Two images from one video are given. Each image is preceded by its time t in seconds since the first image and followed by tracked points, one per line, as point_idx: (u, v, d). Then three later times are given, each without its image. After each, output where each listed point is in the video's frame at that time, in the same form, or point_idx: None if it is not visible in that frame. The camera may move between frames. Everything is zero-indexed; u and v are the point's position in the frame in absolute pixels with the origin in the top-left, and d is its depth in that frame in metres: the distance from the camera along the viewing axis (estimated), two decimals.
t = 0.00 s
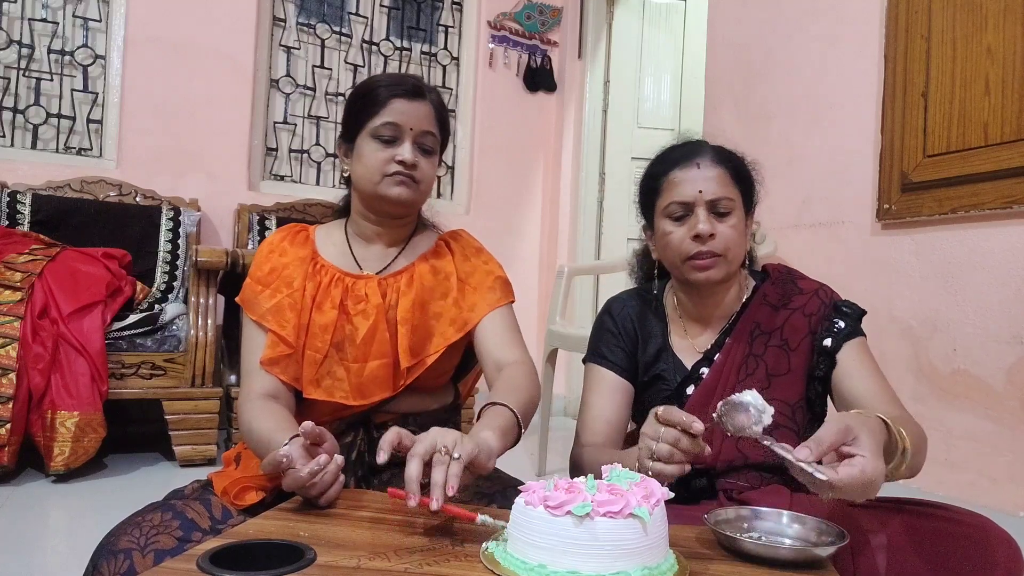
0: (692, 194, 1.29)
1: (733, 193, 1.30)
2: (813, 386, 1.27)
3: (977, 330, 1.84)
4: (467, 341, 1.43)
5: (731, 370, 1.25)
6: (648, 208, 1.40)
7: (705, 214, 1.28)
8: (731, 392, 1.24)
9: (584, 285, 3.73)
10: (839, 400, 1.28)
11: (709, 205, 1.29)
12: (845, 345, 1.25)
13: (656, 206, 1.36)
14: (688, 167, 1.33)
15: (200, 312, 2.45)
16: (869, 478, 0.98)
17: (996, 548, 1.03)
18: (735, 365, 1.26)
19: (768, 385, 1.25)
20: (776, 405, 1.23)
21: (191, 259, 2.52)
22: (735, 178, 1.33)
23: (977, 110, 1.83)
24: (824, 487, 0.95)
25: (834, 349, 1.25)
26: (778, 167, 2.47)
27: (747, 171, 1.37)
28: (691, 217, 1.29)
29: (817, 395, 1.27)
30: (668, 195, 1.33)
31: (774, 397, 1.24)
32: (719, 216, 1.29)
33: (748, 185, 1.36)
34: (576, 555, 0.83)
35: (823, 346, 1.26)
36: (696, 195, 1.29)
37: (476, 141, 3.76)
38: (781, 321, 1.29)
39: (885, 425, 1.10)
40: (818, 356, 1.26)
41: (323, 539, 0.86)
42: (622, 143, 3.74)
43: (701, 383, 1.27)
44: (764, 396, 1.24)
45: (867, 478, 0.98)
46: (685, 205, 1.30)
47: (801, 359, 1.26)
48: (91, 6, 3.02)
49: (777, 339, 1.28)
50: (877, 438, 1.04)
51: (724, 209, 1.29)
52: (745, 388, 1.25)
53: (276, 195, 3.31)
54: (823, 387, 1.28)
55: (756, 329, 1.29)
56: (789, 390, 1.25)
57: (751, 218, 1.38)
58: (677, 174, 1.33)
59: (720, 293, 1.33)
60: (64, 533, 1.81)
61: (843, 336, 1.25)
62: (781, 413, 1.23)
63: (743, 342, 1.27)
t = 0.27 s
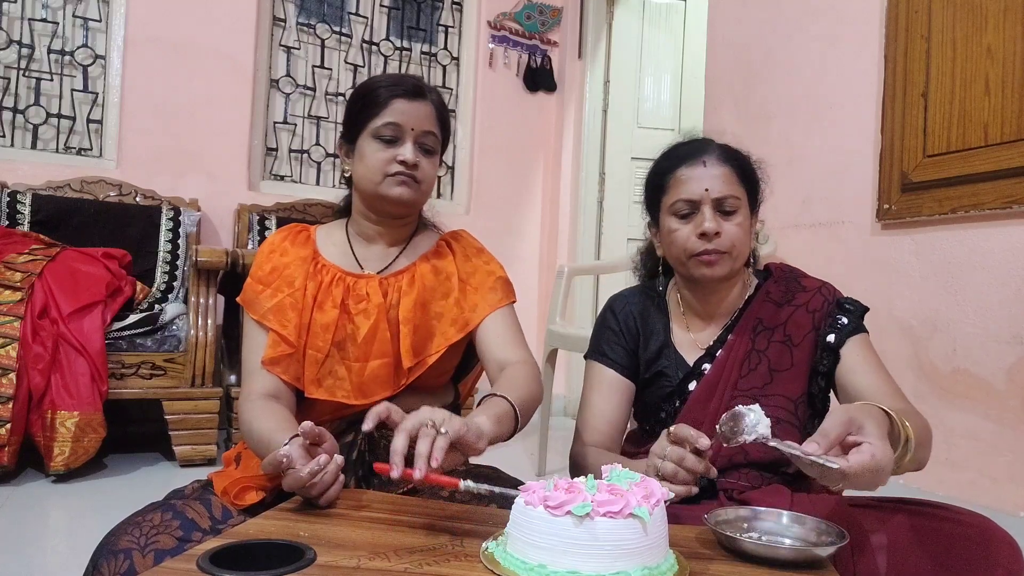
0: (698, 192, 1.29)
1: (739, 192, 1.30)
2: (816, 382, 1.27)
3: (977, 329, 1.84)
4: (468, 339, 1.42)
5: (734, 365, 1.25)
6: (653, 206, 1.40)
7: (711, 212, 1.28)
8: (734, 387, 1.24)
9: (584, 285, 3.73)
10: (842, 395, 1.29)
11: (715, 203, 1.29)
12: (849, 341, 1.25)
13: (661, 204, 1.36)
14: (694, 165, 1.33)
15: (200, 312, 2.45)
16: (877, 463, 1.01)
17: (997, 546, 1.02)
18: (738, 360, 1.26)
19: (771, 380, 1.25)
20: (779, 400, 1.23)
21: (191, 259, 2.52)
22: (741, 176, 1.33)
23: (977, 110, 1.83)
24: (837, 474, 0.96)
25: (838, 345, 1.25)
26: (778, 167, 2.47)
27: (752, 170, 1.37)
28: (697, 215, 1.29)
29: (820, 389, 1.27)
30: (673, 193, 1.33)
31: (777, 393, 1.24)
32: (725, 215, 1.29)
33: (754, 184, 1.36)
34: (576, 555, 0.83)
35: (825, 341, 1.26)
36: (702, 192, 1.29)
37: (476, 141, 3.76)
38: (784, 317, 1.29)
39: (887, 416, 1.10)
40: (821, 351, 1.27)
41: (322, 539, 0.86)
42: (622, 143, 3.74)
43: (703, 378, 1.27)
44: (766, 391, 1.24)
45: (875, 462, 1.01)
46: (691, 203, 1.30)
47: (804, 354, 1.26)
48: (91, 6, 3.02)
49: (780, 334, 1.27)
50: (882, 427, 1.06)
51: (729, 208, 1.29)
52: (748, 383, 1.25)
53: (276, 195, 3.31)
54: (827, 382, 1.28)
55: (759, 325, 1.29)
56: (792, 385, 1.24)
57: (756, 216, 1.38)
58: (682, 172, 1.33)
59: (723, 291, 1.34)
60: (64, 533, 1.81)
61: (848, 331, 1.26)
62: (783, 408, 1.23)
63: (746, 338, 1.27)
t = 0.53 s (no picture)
0: (697, 193, 1.29)
1: (738, 193, 1.30)
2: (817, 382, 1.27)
3: (977, 329, 1.84)
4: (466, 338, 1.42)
5: (734, 364, 1.25)
6: (653, 206, 1.40)
7: (709, 212, 1.28)
8: (734, 386, 1.24)
9: (584, 286, 3.73)
10: (841, 394, 1.29)
11: (713, 204, 1.28)
12: (849, 341, 1.25)
13: (660, 204, 1.36)
14: (693, 166, 1.33)
15: (200, 312, 2.45)
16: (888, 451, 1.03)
17: (997, 548, 1.02)
18: (738, 360, 1.25)
19: (771, 380, 1.25)
20: (778, 399, 1.23)
21: (191, 259, 2.52)
22: (740, 177, 1.33)
23: (977, 110, 1.82)
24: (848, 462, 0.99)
25: (838, 344, 1.25)
26: (778, 167, 2.47)
27: (752, 170, 1.37)
28: (696, 215, 1.29)
29: (820, 389, 1.27)
30: (673, 193, 1.33)
31: (777, 392, 1.24)
32: (723, 215, 1.29)
33: (753, 184, 1.36)
34: (576, 555, 0.83)
35: (825, 340, 1.26)
36: (700, 194, 1.29)
37: (476, 141, 3.76)
38: (784, 316, 1.29)
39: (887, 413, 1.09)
40: (822, 351, 1.27)
41: (322, 539, 0.86)
42: (622, 143, 3.74)
43: (703, 377, 1.27)
44: (766, 390, 1.24)
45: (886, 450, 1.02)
46: (689, 203, 1.30)
47: (804, 353, 1.26)
48: (91, 6, 3.02)
49: (780, 334, 1.27)
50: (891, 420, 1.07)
51: (728, 208, 1.29)
52: (749, 382, 1.25)
53: (276, 195, 3.31)
54: (828, 380, 1.27)
55: (759, 324, 1.29)
56: (791, 384, 1.25)
57: (755, 216, 1.38)
58: (682, 173, 1.33)
59: (722, 291, 1.34)
60: (64, 533, 1.81)
61: (847, 330, 1.26)
62: (783, 407, 1.23)
63: (746, 337, 1.27)
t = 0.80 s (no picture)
0: (688, 197, 1.29)
1: (732, 194, 1.30)
2: (817, 381, 1.27)
3: (977, 329, 1.84)
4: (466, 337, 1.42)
5: (734, 366, 1.25)
6: (650, 207, 1.40)
7: (700, 215, 1.28)
8: (734, 387, 1.24)
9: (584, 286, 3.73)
10: (841, 394, 1.29)
11: (707, 206, 1.28)
12: (849, 341, 1.25)
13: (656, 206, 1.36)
14: (687, 168, 1.33)
15: (200, 312, 2.45)
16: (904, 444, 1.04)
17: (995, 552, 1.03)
18: (738, 361, 1.25)
19: (770, 381, 1.25)
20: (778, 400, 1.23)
21: (190, 259, 2.52)
22: (735, 178, 1.32)
23: (977, 110, 1.82)
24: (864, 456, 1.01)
25: (839, 345, 1.25)
26: (778, 168, 2.47)
27: (748, 170, 1.36)
28: (689, 218, 1.29)
29: (820, 390, 1.27)
30: (668, 195, 1.32)
31: (776, 393, 1.24)
32: (716, 218, 1.29)
33: (749, 184, 1.35)
34: (577, 555, 0.83)
35: (826, 341, 1.26)
36: (692, 197, 1.29)
37: (476, 141, 3.76)
38: (784, 318, 1.29)
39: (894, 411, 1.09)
40: (822, 352, 1.26)
41: (322, 539, 0.86)
42: (622, 143, 3.75)
43: (703, 379, 1.27)
44: (765, 391, 1.24)
45: (901, 442, 1.03)
46: (683, 207, 1.30)
47: (803, 353, 1.26)
48: (91, 6, 3.02)
49: (779, 335, 1.27)
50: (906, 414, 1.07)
51: (721, 210, 1.29)
52: (749, 384, 1.25)
53: (276, 195, 3.31)
54: (828, 381, 1.27)
55: (758, 326, 1.29)
56: (791, 385, 1.25)
57: (752, 216, 1.38)
58: (677, 174, 1.33)
59: (720, 291, 1.33)
60: (64, 533, 1.81)
61: (847, 330, 1.25)
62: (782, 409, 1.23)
63: (746, 338, 1.27)
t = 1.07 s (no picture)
0: (688, 197, 1.29)
1: (731, 195, 1.30)
2: (819, 384, 1.26)
3: (977, 329, 1.84)
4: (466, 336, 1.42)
5: (734, 367, 1.25)
6: (650, 208, 1.41)
7: (700, 216, 1.28)
8: (734, 388, 1.25)
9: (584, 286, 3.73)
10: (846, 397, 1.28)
11: (705, 207, 1.29)
12: (851, 343, 1.24)
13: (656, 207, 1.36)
14: (687, 169, 1.33)
15: (200, 312, 2.45)
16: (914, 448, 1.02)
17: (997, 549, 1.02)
18: (739, 362, 1.26)
19: (771, 383, 1.25)
20: (778, 402, 1.23)
21: (190, 259, 2.52)
22: (735, 178, 1.32)
23: (977, 110, 1.82)
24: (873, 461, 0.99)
25: (841, 348, 1.24)
26: (778, 168, 2.47)
27: (749, 169, 1.36)
28: (687, 220, 1.29)
29: (824, 392, 1.26)
30: (667, 197, 1.32)
31: (777, 395, 1.24)
32: (716, 218, 1.29)
33: (750, 184, 1.35)
34: (577, 555, 0.83)
35: (829, 343, 1.25)
36: (692, 198, 1.29)
37: (476, 140, 3.76)
38: (785, 319, 1.29)
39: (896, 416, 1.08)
40: (824, 354, 1.26)
41: (322, 539, 0.86)
42: (622, 143, 3.75)
43: (703, 379, 1.27)
44: (766, 393, 1.24)
45: (910, 447, 1.02)
46: (681, 208, 1.30)
47: (805, 355, 1.26)
48: (91, 6, 3.02)
49: (780, 336, 1.27)
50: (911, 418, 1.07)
51: (721, 211, 1.29)
52: (749, 385, 1.25)
53: (276, 195, 3.31)
54: (831, 385, 1.26)
55: (759, 327, 1.29)
56: (792, 387, 1.25)
57: (753, 216, 1.38)
58: (676, 175, 1.33)
59: (718, 291, 1.33)
60: (64, 533, 1.81)
61: (850, 333, 1.25)
62: (783, 410, 1.23)
63: (747, 339, 1.27)
